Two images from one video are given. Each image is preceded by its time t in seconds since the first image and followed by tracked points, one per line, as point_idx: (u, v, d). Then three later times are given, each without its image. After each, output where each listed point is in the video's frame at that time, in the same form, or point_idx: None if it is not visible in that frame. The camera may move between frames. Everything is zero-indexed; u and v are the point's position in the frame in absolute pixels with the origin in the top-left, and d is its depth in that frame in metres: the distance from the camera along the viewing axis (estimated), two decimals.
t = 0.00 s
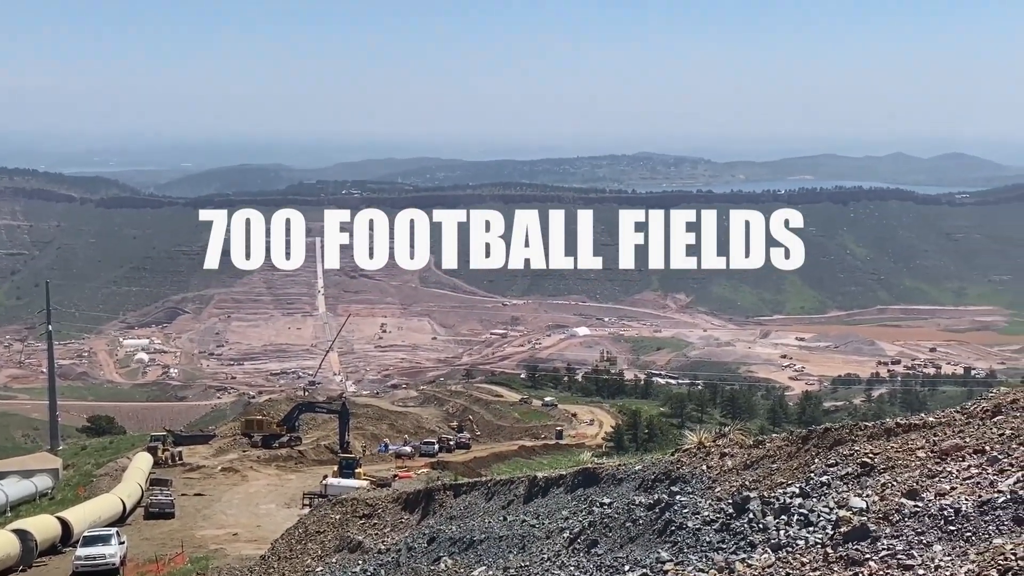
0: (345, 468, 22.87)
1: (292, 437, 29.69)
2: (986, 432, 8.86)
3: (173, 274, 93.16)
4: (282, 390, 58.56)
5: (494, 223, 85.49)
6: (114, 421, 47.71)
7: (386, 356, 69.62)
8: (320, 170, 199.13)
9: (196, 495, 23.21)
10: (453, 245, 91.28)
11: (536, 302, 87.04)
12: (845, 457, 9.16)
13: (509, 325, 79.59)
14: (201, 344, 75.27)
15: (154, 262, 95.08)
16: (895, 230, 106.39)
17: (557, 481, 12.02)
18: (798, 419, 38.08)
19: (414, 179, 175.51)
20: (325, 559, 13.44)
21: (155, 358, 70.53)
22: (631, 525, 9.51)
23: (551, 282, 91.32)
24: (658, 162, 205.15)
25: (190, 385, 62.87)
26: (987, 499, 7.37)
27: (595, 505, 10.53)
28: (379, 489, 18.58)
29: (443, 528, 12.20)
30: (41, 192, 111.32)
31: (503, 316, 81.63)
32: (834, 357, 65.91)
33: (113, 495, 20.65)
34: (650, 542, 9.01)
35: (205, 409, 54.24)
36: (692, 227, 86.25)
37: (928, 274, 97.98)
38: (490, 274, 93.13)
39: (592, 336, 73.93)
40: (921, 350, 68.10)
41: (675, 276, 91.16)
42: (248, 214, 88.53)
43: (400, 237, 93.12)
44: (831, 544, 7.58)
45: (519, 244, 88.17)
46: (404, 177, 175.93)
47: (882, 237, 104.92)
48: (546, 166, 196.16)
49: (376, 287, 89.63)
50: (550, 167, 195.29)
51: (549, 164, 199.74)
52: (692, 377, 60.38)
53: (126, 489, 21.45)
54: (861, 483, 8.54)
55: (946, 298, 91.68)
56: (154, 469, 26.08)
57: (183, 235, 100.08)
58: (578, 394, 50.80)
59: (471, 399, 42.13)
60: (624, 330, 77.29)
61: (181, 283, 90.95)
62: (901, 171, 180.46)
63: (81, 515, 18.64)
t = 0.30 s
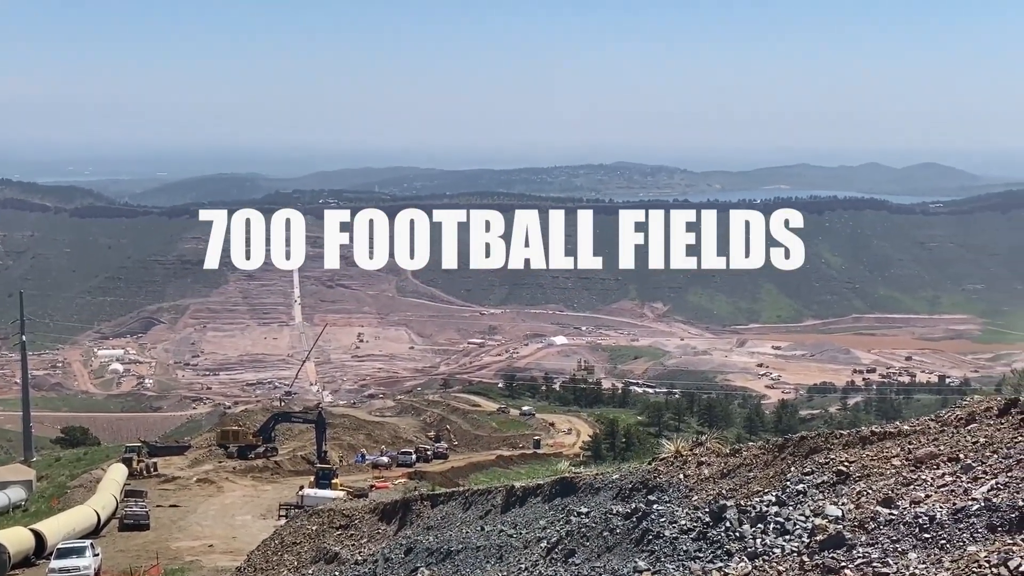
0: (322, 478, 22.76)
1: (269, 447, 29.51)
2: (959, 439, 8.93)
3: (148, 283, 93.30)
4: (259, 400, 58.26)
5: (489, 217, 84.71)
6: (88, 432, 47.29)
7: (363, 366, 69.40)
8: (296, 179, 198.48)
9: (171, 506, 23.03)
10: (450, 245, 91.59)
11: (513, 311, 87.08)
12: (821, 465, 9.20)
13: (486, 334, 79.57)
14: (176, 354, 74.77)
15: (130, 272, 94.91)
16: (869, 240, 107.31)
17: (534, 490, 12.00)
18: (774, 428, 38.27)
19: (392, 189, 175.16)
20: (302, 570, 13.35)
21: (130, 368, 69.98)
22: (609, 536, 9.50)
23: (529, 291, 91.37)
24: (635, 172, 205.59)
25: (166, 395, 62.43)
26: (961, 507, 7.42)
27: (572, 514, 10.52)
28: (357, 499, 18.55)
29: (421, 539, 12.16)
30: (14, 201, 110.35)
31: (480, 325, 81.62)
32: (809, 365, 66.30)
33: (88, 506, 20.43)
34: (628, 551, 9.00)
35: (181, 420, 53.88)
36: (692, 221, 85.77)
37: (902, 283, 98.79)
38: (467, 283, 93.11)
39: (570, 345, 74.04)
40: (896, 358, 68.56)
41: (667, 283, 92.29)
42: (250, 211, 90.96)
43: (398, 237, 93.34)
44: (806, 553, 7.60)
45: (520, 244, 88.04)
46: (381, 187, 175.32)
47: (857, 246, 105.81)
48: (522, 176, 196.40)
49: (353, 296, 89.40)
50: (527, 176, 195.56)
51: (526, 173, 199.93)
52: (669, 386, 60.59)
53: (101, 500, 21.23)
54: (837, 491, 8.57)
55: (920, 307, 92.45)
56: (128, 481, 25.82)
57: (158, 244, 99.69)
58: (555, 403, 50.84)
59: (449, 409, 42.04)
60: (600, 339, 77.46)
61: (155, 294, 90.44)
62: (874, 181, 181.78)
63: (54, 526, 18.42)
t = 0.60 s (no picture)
0: (298, 488, 22.58)
1: (245, 458, 29.25)
2: (935, 447, 8.98)
3: (120, 294, 94.17)
4: (235, 411, 57.84)
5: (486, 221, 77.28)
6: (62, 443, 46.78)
7: (339, 375, 69.04)
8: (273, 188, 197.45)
9: (146, 518, 22.80)
10: (450, 248, 89.94)
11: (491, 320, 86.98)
12: (797, 472, 9.24)
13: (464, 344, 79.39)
14: (151, 364, 74.17)
15: (104, 282, 95.25)
16: (845, 248, 108.00)
17: (512, 499, 11.97)
18: (750, 436, 38.38)
19: (369, 198, 174.55)
20: None
21: (104, 379, 69.33)
22: (586, 544, 9.51)
23: (506, 300, 91.31)
24: (611, 182, 205.64)
25: (140, 406, 61.85)
26: (936, 514, 7.47)
27: (550, 523, 10.50)
28: (333, 510, 18.44)
29: (398, 549, 12.12)
30: None
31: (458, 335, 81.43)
32: (786, 373, 66.55)
33: (62, 518, 20.20)
34: (605, 561, 9.01)
35: (156, 430, 53.40)
36: (690, 237, 84.46)
37: (877, 292, 99.49)
38: (444, 292, 93.04)
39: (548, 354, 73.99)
40: (871, 366, 68.96)
41: (644, 290, 93.84)
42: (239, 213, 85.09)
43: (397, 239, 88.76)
44: (782, 561, 7.64)
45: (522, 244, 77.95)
46: (357, 196, 174.38)
47: (833, 255, 106.42)
48: (500, 185, 196.32)
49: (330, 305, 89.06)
50: (506, 186, 195.52)
51: (504, 183, 199.86)
52: (647, 395, 60.62)
53: (75, 512, 21.00)
54: (813, 499, 8.61)
55: (895, 315, 93.09)
56: (103, 492, 25.55)
57: (133, 254, 99.31)
58: (532, 412, 50.76)
59: (426, 418, 41.85)
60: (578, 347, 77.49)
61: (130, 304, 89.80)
62: (849, 190, 182.76)
63: (28, 537, 18.21)
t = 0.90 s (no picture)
0: (275, 498, 22.44)
1: (221, 468, 29.03)
2: (909, 454, 9.04)
3: (96, 301, 91.54)
4: (211, 420, 57.43)
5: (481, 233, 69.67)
6: (35, 453, 46.27)
7: (316, 385, 68.69)
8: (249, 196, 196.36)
9: (121, 528, 22.58)
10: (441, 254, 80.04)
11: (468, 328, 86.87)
12: (774, 479, 9.27)
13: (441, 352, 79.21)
14: (126, 374, 73.55)
15: (78, 291, 93.04)
16: (820, 255, 108.64)
17: (489, 508, 11.94)
18: (727, 443, 38.50)
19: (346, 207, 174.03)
20: None
21: (78, 389, 68.65)
22: (565, 551, 9.49)
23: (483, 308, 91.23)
24: (589, 190, 205.98)
25: (115, 416, 61.27)
26: (911, 520, 7.50)
27: (529, 532, 10.46)
28: (309, 519, 18.35)
29: (375, 559, 12.06)
30: None
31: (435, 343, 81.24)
32: (762, 380, 66.80)
33: (36, 529, 19.96)
34: (583, 570, 8.99)
35: (131, 440, 52.90)
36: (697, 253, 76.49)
37: (853, 298, 100.14)
38: (420, 300, 93.01)
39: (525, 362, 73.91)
40: (847, 372, 69.29)
41: (622, 298, 94.38)
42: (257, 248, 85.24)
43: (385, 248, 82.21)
44: (760, 568, 7.63)
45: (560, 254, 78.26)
46: (335, 205, 173.88)
47: (808, 263, 107.02)
48: (477, 193, 196.25)
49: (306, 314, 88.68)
50: (483, 194, 195.51)
51: (481, 191, 199.72)
52: (624, 402, 60.70)
53: (49, 523, 20.76)
54: (790, 505, 8.63)
55: (870, 322, 93.69)
56: (77, 503, 25.27)
57: (107, 263, 99.06)
58: (510, 420, 50.67)
59: (404, 427, 41.72)
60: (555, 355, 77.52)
61: (104, 313, 89.02)
62: (824, 199, 184.01)
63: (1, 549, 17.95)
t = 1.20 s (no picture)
0: (255, 507, 22.30)
1: (200, 477, 28.79)
2: (888, 458, 9.07)
3: (73, 309, 90.72)
4: (189, 429, 56.97)
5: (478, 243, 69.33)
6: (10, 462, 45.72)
7: (296, 393, 68.30)
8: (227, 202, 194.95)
9: (98, 538, 22.35)
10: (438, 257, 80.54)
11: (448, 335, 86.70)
12: (753, 485, 9.29)
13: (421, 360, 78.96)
14: (103, 382, 72.88)
15: (55, 298, 92.07)
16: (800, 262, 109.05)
17: (470, 516, 11.89)
18: (707, 449, 38.57)
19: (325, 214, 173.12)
20: None
21: (55, 398, 67.94)
22: (545, 557, 9.46)
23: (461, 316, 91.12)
24: (569, 196, 205.95)
25: (92, 425, 60.65)
26: (891, 525, 7.53)
27: (508, 540, 10.43)
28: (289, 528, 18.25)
29: (354, 568, 11.98)
30: None
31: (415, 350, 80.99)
32: (742, 387, 66.91)
33: (13, 539, 19.71)
34: None
35: (108, 450, 52.41)
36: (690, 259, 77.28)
37: (832, 305, 100.55)
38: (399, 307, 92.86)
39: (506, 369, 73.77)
40: (826, 378, 69.59)
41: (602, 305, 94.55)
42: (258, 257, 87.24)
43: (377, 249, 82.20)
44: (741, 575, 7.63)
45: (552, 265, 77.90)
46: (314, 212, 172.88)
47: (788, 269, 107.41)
48: (457, 199, 195.68)
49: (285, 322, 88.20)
50: (463, 200, 194.98)
51: (461, 197, 199.12)
52: (604, 409, 60.65)
53: (26, 533, 20.53)
54: (770, 511, 8.64)
55: (850, 328, 94.15)
56: (55, 513, 25.00)
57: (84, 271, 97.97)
58: (491, 427, 50.50)
59: (385, 434, 41.59)
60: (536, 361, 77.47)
61: (82, 321, 88.17)
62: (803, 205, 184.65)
63: None
